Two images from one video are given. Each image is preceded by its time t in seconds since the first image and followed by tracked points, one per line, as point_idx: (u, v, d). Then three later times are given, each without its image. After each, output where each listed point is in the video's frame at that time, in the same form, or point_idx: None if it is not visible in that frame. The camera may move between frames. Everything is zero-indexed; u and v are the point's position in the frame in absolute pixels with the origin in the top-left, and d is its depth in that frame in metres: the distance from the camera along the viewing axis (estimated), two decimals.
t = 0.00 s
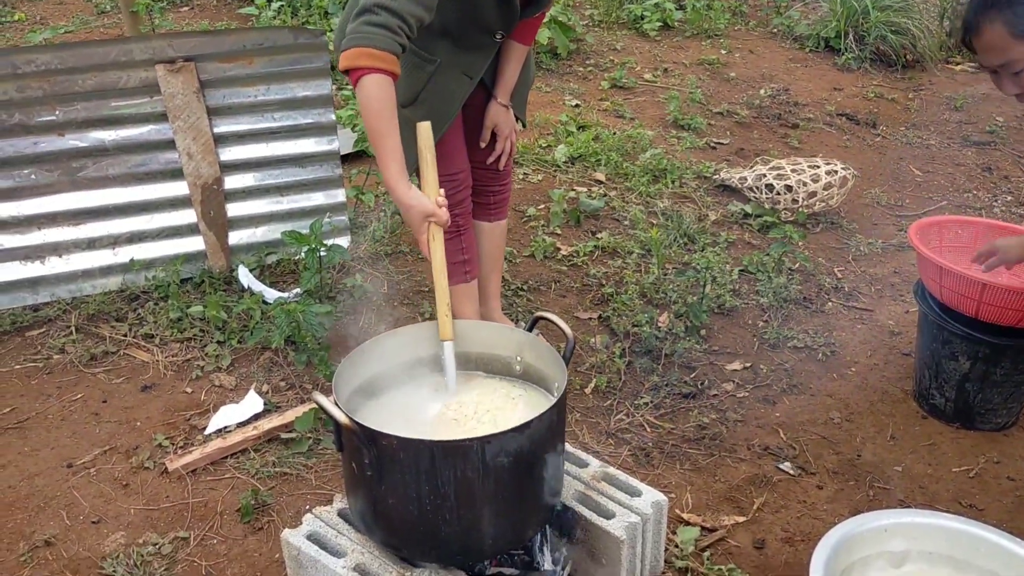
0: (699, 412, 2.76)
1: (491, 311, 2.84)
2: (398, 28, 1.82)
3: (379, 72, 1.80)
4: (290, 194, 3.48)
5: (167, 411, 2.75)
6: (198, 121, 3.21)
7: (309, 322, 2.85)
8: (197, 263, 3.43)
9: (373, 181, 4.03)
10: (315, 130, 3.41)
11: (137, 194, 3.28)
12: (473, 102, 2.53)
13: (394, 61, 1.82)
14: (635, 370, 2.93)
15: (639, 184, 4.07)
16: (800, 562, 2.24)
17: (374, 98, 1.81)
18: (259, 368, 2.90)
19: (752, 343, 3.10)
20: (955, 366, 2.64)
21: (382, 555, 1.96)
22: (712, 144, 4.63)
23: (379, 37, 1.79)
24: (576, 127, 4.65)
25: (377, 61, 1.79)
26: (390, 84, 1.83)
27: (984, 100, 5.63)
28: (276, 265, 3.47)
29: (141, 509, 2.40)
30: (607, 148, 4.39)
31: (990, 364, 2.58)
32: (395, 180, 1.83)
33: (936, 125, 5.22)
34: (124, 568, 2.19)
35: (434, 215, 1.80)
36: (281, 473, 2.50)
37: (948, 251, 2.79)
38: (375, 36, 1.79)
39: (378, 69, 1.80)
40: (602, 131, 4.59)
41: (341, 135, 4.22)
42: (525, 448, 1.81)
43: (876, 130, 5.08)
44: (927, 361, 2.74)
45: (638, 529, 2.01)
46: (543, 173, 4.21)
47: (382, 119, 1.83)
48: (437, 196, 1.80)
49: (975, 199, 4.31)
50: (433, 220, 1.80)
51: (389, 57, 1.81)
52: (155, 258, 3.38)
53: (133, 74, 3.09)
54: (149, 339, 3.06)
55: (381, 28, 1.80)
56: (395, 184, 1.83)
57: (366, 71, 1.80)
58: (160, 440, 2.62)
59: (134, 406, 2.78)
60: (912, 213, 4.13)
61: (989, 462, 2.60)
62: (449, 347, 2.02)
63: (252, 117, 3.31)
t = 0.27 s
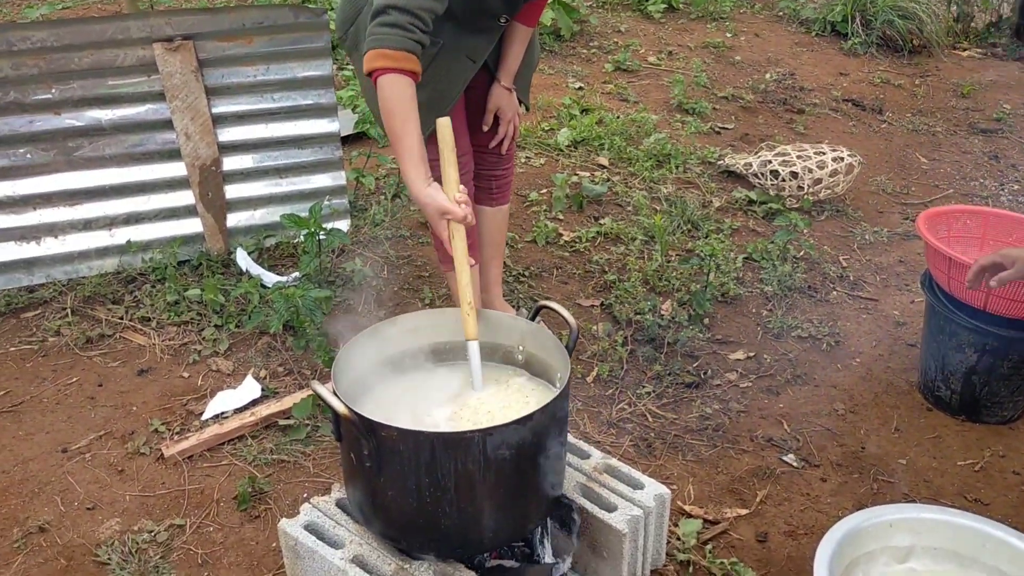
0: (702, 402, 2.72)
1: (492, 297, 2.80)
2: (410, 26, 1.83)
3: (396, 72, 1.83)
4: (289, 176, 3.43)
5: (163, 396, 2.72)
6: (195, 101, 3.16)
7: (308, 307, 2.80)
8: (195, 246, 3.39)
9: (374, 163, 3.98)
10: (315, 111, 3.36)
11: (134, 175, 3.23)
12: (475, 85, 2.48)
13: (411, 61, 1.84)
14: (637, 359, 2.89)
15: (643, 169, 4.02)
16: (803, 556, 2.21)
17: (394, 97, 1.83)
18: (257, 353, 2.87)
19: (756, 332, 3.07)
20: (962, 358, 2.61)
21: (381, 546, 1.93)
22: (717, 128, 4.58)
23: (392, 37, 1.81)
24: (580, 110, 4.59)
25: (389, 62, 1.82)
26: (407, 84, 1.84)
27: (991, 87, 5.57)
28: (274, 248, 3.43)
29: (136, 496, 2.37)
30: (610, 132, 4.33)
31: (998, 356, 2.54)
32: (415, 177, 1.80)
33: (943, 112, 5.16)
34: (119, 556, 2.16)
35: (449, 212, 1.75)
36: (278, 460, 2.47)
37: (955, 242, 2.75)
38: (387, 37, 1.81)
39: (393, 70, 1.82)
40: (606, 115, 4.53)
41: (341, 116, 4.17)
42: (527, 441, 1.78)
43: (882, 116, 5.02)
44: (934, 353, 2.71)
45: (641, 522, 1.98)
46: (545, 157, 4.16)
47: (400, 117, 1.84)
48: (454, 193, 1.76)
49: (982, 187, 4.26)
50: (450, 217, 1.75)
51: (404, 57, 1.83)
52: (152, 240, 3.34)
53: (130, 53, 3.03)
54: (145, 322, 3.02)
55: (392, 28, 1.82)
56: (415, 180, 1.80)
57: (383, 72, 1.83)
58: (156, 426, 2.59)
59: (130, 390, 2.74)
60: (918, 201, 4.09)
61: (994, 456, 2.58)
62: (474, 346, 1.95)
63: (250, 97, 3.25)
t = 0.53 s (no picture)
0: (699, 393, 2.67)
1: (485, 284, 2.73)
2: (416, 23, 1.76)
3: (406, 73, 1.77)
4: (277, 156, 3.34)
5: (147, 383, 2.65)
6: (180, 79, 3.06)
7: (296, 294, 2.73)
8: (180, 228, 3.30)
9: (364, 143, 3.90)
10: (303, 90, 3.27)
11: (117, 154, 3.14)
12: (469, 65, 2.40)
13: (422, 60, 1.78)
14: (632, 348, 2.84)
15: (638, 152, 3.95)
16: (800, 552, 2.17)
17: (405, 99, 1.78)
18: (244, 339, 2.80)
19: (753, 320, 3.02)
20: (963, 350, 2.57)
21: (370, 545, 1.88)
22: (714, 110, 4.50)
23: (399, 36, 1.75)
24: (575, 90, 4.51)
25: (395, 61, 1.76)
26: (418, 83, 1.78)
27: (990, 69, 5.50)
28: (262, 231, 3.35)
29: (119, 487, 2.31)
30: (606, 112, 4.25)
31: (1000, 349, 2.50)
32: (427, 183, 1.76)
33: (942, 95, 5.10)
34: (101, 550, 2.10)
35: (454, 215, 1.69)
36: (265, 452, 2.41)
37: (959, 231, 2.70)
38: (393, 37, 1.75)
39: (402, 70, 1.77)
40: (601, 95, 4.44)
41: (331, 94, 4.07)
42: (522, 439, 1.72)
43: (881, 98, 4.95)
44: (934, 345, 2.66)
45: (637, 520, 1.93)
46: (539, 138, 4.08)
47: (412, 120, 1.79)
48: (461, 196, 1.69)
49: (981, 172, 4.21)
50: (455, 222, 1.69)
51: (412, 55, 1.76)
52: (135, 222, 3.25)
53: (112, 28, 2.92)
54: (129, 307, 2.94)
55: (397, 27, 1.76)
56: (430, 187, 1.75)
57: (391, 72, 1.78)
58: (139, 415, 2.52)
59: (113, 377, 2.67)
60: (917, 186, 4.03)
61: (994, 450, 2.54)
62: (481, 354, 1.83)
63: (237, 75, 3.16)
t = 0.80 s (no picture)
0: (714, 393, 2.61)
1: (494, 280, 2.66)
2: (432, 13, 1.68)
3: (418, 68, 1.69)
4: (279, 145, 3.26)
5: (147, 381, 2.57)
6: (181, 66, 2.96)
7: (301, 290, 2.65)
8: (180, 219, 3.22)
9: (368, 132, 3.81)
10: (307, 78, 3.18)
11: (115, 143, 3.05)
12: (479, 55, 2.30)
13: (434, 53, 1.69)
14: (645, 346, 2.77)
15: (648, 142, 3.87)
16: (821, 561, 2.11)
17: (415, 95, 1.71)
18: (247, 335, 2.73)
19: (767, 317, 2.95)
20: (986, 351, 2.51)
21: (381, 555, 1.82)
22: (724, 99, 4.42)
23: (415, 28, 1.67)
24: (582, 77, 4.41)
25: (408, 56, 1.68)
26: (431, 78, 1.70)
27: (1002, 58, 5.42)
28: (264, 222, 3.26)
29: (119, 490, 2.24)
30: (615, 101, 4.16)
31: None
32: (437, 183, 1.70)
33: (954, 84, 5.01)
34: (102, 556, 2.03)
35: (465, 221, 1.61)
36: (270, 453, 2.34)
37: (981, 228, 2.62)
38: (410, 29, 1.67)
39: (415, 64, 1.68)
40: (609, 83, 4.35)
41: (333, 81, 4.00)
42: (541, 449, 1.65)
43: (893, 87, 4.86)
44: (955, 345, 2.60)
45: (656, 530, 1.87)
46: (547, 128, 3.99)
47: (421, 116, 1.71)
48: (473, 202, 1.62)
49: (996, 165, 4.13)
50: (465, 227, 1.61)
51: (426, 48, 1.68)
52: (134, 212, 3.16)
53: (110, 14, 2.83)
54: (128, 300, 2.86)
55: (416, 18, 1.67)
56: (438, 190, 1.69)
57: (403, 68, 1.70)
58: (140, 414, 2.45)
59: (112, 374, 2.60)
60: (931, 179, 3.96)
61: (1017, 453, 2.48)
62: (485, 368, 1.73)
63: (239, 62, 3.07)
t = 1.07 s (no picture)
0: (737, 395, 2.56)
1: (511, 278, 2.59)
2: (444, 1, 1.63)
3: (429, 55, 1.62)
4: (290, 139, 3.19)
5: (158, 381, 2.51)
6: (190, 58, 2.89)
7: (316, 289, 2.62)
8: (189, 213, 3.15)
9: (378, 125, 3.74)
10: (318, 70, 3.11)
11: (123, 136, 2.98)
12: (497, 49, 2.24)
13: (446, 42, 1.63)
14: (666, 346, 2.71)
15: (663, 135, 3.80)
16: (852, 570, 2.06)
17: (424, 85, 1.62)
18: (259, 334, 2.67)
19: (789, 316, 2.89)
20: (1016, 353, 2.45)
21: (405, 567, 1.76)
22: (738, 91, 4.34)
23: (425, 14, 1.61)
24: (594, 69, 4.34)
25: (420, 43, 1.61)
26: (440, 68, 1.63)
27: (1018, 50, 5.34)
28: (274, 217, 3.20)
29: (132, 495, 2.18)
30: (628, 93, 4.09)
31: None
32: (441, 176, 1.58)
33: (970, 76, 4.94)
34: (115, 564, 1.98)
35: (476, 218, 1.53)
36: (285, 457, 2.29)
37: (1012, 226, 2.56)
38: (421, 15, 1.61)
39: (426, 51, 1.62)
40: (622, 75, 4.28)
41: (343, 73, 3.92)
42: (572, 460, 1.60)
43: (908, 80, 4.79)
44: (984, 347, 2.54)
45: (687, 541, 1.81)
46: (559, 120, 3.92)
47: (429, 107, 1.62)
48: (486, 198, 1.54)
49: (1015, 159, 4.07)
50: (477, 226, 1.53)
51: (439, 36, 1.62)
52: (142, 207, 3.09)
53: (117, 4, 2.77)
54: (137, 298, 2.80)
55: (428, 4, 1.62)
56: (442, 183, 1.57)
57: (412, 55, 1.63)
58: (151, 416, 2.39)
59: (122, 374, 2.54)
60: (949, 174, 3.89)
61: None
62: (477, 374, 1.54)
63: (249, 54, 3.00)
